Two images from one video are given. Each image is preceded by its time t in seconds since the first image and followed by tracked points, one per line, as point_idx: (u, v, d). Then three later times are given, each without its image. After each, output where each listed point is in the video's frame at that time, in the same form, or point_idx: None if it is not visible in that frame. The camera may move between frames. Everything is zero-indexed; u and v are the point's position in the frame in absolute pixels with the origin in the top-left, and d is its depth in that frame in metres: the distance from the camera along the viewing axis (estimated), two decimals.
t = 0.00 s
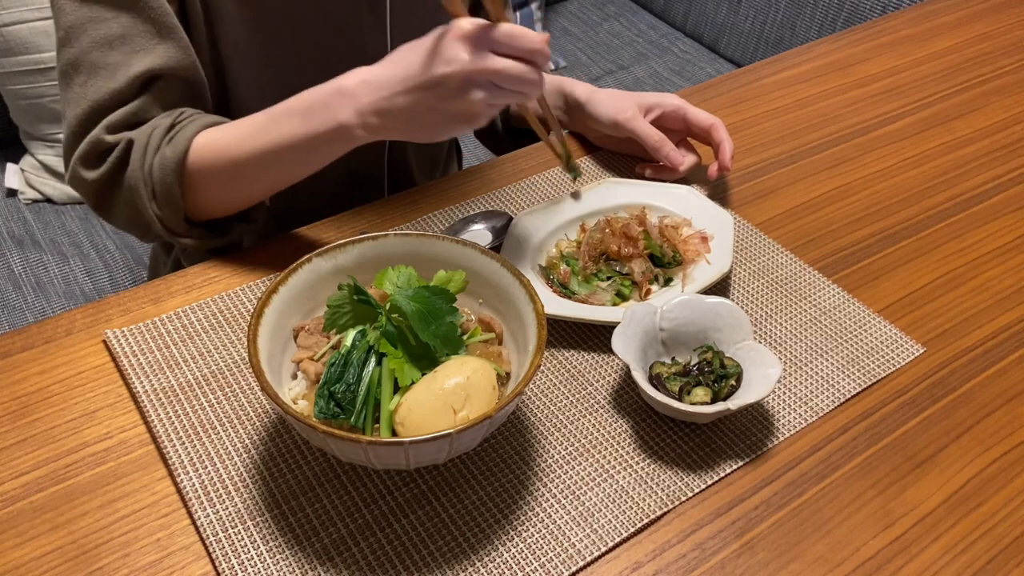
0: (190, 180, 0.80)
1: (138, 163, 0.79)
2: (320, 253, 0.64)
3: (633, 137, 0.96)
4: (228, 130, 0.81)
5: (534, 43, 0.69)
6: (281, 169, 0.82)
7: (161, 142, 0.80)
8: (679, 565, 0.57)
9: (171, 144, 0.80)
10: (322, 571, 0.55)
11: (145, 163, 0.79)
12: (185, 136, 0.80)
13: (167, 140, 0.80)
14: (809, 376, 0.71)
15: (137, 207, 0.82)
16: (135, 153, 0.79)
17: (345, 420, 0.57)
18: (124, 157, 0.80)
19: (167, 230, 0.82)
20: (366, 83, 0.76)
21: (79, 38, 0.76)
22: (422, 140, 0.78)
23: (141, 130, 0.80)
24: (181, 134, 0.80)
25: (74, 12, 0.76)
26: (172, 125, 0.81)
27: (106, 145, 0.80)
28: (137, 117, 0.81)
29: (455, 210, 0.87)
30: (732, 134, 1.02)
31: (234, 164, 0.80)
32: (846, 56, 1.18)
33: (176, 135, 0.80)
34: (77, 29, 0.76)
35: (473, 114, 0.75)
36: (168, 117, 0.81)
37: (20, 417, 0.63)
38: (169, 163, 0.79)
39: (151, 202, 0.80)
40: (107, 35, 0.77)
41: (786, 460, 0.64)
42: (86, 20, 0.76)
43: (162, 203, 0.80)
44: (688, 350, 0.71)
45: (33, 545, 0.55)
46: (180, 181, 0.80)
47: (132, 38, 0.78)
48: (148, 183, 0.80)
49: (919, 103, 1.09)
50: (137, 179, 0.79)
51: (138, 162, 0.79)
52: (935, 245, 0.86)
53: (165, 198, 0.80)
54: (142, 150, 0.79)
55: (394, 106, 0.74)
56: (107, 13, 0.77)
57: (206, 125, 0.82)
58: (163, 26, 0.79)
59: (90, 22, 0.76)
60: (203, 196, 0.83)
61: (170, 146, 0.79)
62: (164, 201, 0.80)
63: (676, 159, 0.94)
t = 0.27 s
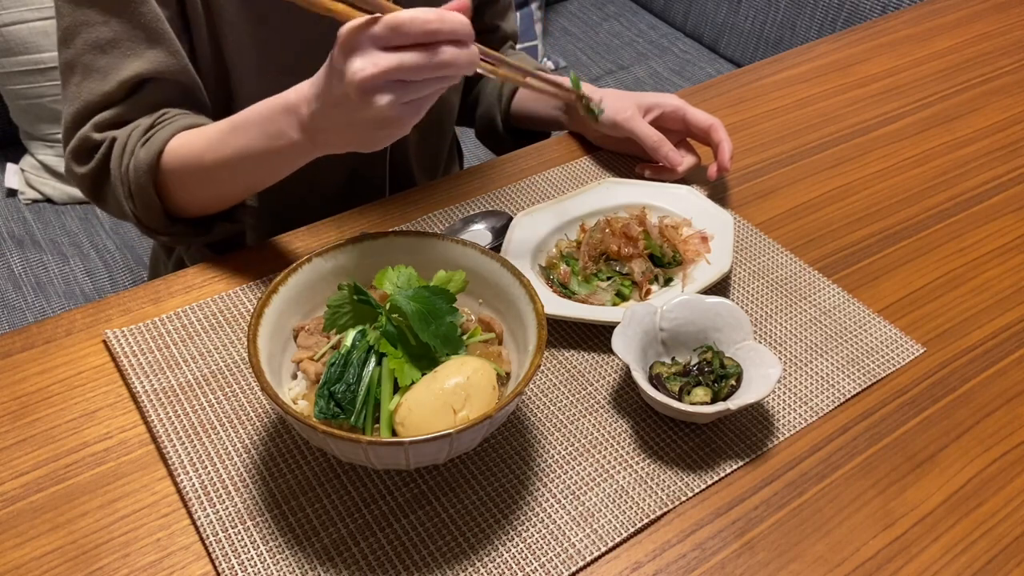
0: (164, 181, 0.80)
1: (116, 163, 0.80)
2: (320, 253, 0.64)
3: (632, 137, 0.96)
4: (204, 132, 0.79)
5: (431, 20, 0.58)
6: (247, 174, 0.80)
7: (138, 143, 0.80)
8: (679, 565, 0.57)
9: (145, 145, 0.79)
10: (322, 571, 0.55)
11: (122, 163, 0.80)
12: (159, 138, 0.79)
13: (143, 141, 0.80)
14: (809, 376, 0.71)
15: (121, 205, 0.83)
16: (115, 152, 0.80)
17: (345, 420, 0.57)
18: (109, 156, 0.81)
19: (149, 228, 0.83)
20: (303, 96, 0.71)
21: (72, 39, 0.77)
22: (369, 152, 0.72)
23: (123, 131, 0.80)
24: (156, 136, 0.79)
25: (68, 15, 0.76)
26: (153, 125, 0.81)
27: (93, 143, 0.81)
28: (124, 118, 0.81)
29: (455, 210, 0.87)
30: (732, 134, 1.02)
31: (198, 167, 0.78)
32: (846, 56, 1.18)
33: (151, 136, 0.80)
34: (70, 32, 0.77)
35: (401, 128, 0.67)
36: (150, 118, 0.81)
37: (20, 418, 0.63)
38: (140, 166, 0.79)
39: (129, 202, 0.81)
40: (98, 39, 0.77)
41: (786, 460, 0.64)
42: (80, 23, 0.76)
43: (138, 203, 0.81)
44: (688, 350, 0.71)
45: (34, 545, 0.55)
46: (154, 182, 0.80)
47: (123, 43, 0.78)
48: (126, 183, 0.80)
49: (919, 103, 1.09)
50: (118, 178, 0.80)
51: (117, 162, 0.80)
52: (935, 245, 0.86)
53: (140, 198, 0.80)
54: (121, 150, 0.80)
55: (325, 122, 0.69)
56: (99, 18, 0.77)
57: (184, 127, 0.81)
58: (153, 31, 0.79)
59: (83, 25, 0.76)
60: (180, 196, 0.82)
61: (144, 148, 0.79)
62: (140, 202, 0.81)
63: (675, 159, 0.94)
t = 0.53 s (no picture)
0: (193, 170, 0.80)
1: (145, 158, 0.80)
2: (320, 253, 0.64)
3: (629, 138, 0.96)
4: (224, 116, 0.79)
5: None
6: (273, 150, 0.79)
7: (165, 135, 0.80)
8: (679, 565, 0.57)
9: (172, 136, 0.79)
10: (322, 571, 0.55)
11: (151, 157, 0.80)
12: (185, 128, 0.79)
13: (169, 132, 0.80)
14: (809, 376, 0.71)
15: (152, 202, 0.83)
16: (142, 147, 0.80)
17: (345, 420, 0.57)
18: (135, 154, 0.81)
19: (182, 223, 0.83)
20: (309, 66, 0.70)
21: (95, 43, 0.77)
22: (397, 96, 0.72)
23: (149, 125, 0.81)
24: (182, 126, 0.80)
25: (91, 17, 0.76)
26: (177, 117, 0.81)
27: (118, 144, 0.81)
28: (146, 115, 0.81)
29: (455, 210, 0.87)
30: (732, 134, 1.02)
31: (226, 149, 0.78)
32: (846, 56, 1.18)
33: (177, 127, 0.80)
34: (93, 34, 0.77)
35: (420, 70, 0.68)
36: (173, 111, 0.81)
37: (20, 418, 0.63)
38: (168, 156, 0.79)
39: (161, 196, 0.81)
40: (122, 40, 0.77)
41: (786, 460, 0.64)
42: (102, 26, 0.76)
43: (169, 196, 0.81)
44: (688, 350, 0.71)
45: (34, 545, 0.55)
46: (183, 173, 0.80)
47: (147, 43, 0.79)
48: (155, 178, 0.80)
49: (919, 103, 1.09)
50: (146, 173, 0.80)
51: (145, 157, 0.80)
52: (935, 245, 0.86)
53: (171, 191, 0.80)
54: (147, 145, 0.80)
55: (338, 77, 0.69)
56: (122, 19, 0.77)
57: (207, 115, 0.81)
58: (178, 30, 0.80)
59: (106, 28, 0.77)
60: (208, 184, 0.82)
61: (170, 139, 0.79)
62: (172, 194, 0.80)
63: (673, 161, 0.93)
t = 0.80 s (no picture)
0: (204, 145, 0.78)
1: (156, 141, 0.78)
2: (319, 253, 0.64)
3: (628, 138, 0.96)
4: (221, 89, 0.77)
5: None
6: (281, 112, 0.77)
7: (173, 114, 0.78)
8: (679, 565, 0.57)
9: (180, 113, 0.78)
10: (322, 571, 0.55)
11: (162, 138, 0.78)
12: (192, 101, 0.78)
13: (178, 110, 0.78)
14: (809, 376, 0.71)
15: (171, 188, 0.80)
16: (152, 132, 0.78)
17: (345, 420, 0.57)
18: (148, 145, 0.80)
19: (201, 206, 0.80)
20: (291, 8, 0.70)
21: (106, 42, 0.77)
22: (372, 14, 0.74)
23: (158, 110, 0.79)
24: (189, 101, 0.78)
25: (101, 17, 0.77)
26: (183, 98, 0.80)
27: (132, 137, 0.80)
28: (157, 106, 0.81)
29: (455, 210, 0.87)
30: (732, 134, 1.02)
31: (234, 115, 0.76)
32: (846, 56, 1.18)
33: (185, 104, 0.78)
34: (105, 33, 0.77)
35: None
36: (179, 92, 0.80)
37: (20, 418, 0.63)
38: (182, 134, 0.77)
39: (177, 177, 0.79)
40: (134, 37, 0.78)
41: (786, 460, 0.64)
42: (114, 24, 0.77)
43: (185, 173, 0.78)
44: (688, 350, 0.71)
45: (33, 545, 0.55)
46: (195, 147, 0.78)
47: (160, 40, 0.79)
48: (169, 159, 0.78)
49: (919, 103, 1.09)
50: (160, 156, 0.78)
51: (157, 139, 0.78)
52: (935, 245, 0.86)
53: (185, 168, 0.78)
54: (158, 127, 0.78)
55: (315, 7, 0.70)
56: (134, 15, 0.77)
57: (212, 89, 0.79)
58: (190, 26, 0.81)
59: (118, 26, 0.77)
60: (225, 164, 0.80)
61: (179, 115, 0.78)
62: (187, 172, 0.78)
63: (671, 161, 0.94)
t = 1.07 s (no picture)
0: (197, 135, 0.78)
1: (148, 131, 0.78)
2: (320, 253, 0.65)
3: (628, 138, 0.96)
4: (210, 79, 0.77)
5: None
6: (278, 91, 0.78)
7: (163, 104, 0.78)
8: (679, 565, 0.57)
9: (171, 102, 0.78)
10: (322, 571, 0.55)
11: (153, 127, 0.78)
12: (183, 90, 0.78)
13: (168, 100, 0.78)
14: (809, 376, 0.71)
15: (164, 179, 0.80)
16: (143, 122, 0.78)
17: (345, 420, 0.57)
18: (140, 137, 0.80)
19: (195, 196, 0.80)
20: None
21: (99, 35, 0.77)
22: None
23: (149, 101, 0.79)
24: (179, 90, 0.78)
25: (95, 10, 0.77)
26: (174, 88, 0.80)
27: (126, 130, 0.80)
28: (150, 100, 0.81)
29: (455, 210, 0.87)
30: (732, 134, 1.02)
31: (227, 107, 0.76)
32: (846, 56, 1.18)
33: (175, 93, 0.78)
34: (98, 26, 0.77)
35: None
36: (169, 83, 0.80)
37: (20, 417, 0.63)
38: (173, 123, 0.77)
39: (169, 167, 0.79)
40: (128, 31, 0.78)
41: (786, 460, 0.64)
42: (107, 16, 0.77)
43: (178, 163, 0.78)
44: (688, 350, 0.71)
45: (34, 545, 0.55)
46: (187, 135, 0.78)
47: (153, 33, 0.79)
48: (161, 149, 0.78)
49: (919, 103, 1.09)
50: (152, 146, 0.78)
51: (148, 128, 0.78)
52: (935, 245, 0.86)
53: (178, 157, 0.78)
54: (149, 117, 0.78)
55: None
56: (127, 8, 0.77)
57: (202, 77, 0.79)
58: (183, 21, 0.80)
59: (111, 20, 0.77)
60: (220, 154, 0.80)
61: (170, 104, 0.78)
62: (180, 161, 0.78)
63: (670, 162, 0.94)
